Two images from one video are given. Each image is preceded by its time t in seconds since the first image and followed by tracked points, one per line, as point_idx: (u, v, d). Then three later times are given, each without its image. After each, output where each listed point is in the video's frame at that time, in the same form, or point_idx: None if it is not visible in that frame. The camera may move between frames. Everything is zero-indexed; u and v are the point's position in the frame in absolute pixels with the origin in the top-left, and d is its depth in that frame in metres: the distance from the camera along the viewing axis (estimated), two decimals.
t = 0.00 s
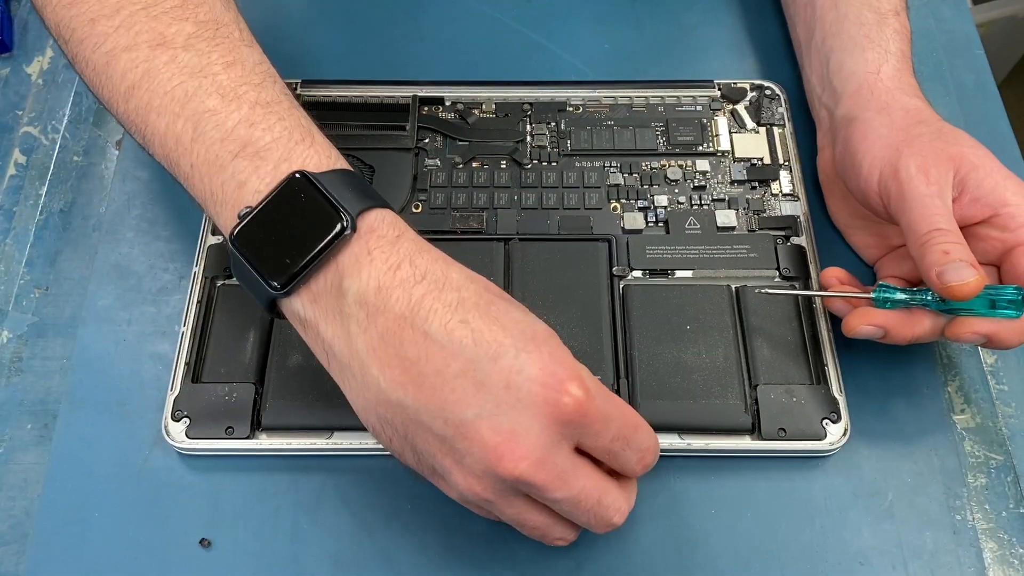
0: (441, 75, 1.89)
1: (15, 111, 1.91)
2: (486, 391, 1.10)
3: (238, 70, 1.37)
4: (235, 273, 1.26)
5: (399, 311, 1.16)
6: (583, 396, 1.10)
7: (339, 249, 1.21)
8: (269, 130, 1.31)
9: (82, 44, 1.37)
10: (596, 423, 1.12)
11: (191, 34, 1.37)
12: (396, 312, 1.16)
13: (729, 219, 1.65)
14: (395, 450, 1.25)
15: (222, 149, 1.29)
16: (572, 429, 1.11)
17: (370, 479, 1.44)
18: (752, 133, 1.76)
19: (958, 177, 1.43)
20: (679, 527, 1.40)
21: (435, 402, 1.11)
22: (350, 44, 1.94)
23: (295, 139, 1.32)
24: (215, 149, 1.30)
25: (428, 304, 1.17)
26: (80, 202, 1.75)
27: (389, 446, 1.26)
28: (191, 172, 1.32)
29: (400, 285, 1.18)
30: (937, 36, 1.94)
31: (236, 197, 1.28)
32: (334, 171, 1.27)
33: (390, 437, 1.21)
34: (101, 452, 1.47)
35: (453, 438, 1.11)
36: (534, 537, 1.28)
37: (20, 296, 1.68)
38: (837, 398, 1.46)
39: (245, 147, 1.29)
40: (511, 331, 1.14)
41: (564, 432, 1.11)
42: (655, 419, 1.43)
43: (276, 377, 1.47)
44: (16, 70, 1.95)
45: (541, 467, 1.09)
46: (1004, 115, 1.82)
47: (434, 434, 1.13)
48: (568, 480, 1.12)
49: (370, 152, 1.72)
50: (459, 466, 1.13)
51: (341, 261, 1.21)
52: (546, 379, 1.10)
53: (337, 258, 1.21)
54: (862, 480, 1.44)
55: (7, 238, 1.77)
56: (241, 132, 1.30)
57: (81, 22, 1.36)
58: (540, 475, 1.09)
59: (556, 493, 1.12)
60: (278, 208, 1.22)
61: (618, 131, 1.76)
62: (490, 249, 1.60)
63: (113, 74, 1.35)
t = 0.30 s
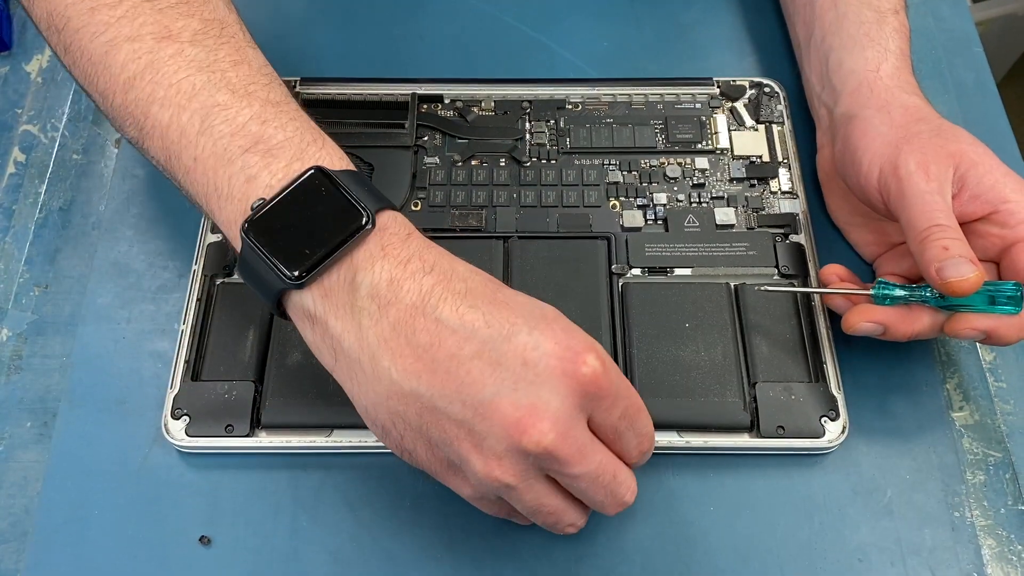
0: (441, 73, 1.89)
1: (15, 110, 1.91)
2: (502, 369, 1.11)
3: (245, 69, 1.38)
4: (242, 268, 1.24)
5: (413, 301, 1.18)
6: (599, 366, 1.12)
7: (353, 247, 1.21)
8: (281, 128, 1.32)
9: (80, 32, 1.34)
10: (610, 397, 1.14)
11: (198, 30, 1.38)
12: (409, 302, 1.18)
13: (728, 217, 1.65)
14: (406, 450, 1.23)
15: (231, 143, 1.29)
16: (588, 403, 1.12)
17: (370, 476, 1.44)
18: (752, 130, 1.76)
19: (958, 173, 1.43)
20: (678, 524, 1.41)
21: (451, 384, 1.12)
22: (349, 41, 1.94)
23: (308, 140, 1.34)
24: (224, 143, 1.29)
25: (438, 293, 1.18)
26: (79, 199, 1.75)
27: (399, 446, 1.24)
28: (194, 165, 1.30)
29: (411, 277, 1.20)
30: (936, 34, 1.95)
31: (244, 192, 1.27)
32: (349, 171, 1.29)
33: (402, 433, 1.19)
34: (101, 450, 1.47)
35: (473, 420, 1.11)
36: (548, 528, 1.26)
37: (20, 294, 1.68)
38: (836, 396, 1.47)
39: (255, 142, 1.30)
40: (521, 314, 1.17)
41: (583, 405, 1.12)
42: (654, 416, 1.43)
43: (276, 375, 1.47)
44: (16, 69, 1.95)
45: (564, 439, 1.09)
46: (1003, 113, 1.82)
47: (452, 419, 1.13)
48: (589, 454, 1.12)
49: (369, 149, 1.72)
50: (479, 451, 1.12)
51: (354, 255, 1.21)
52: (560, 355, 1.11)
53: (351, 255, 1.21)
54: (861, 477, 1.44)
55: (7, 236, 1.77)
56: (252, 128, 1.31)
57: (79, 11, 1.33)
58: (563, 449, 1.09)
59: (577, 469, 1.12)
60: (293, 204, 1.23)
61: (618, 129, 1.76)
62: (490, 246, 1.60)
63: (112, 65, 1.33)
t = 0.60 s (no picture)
0: (440, 72, 1.89)
1: (14, 108, 1.91)
2: (485, 375, 1.12)
3: (242, 86, 1.39)
4: (238, 290, 1.26)
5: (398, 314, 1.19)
6: (580, 367, 1.12)
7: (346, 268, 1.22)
8: (276, 147, 1.33)
9: (80, 46, 1.33)
10: (593, 397, 1.14)
11: (195, 47, 1.37)
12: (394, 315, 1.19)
13: (727, 214, 1.65)
14: (401, 458, 1.24)
15: (228, 163, 1.30)
16: (572, 403, 1.12)
17: (370, 475, 1.44)
18: (751, 128, 1.76)
19: (956, 172, 1.43)
20: (678, 522, 1.41)
21: (437, 393, 1.12)
22: (348, 40, 1.94)
23: (303, 159, 1.34)
24: (221, 163, 1.30)
25: (423, 307, 1.19)
26: (79, 198, 1.74)
27: (394, 456, 1.24)
28: (191, 183, 1.31)
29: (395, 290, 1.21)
30: (936, 31, 1.94)
31: (241, 212, 1.28)
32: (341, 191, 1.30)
33: (396, 442, 1.20)
34: (101, 448, 1.47)
35: (459, 427, 1.12)
36: (549, 531, 1.26)
37: (20, 292, 1.68)
38: (835, 394, 1.47)
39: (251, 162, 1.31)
40: (503, 321, 1.17)
41: (566, 406, 1.12)
42: (654, 414, 1.43)
43: (275, 373, 1.47)
44: (15, 67, 1.95)
45: (549, 440, 1.09)
46: (1003, 110, 1.82)
47: (441, 426, 1.13)
48: (575, 455, 1.11)
49: (369, 148, 1.72)
50: (469, 457, 1.13)
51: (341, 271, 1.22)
52: (541, 360, 1.12)
53: (342, 276, 1.22)
54: (860, 475, 1.44)
55: (6, 235, 1.77)
56: (249, 148, 1.32)
57: (78, 26, 1.33)
58: (549, 450, 1.09)
59: (566, 469, 1.12)
60: (287, 227, 1.24)
61: (617, 127, 1.76)
62: (489, 245, 1.60)
63: (111, 81, 1.33)
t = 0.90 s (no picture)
0: (439, 71, 1.89)
1: (13, 109, 1.93)
2: (478, 336, 1.15)
3: (230, 91, 1.39)
4: (231, 288, 1.25)
5: (391, 298, 1.21)
6: (570, 321, 1.15)
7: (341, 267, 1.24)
8: (267, 150, 1.33)
9: (64, 52, 1.33)
10: (586, 348, 1.16)
11: (182, 53, 1.38)
12: (387, 299, 1.21)
13: (726, 214, 1.65)
14: (401, 448, 1.23)
15: (219, 166, 1.30)
16: (567, 356, 1.14)
17: (367, 475, 1.44)
18: (750, 128, 1.76)
19: (955, 170, 1.44)
20: (676, 521, 1.41)
21: (434, 363, 1.14)
22: (346, 39, 1.94)
23: (291, 163, 1.35)
24: (210, 165, 1.30)
25: (415, 291, 1.22)
26: (77, 198, 1.75)
27: (394, 445, 1.24)
28: (181, 186, 1.31)
29: (386, 276, 1.24)
30: (934, 30, 1.94)
31: (233, 214, 1.28)
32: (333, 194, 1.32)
33: (396, 427, 1.20)
34: (99, 448, 1.47)
35: (459, 393, 1.13)
36: (561, 498, 1.22)
37: (18, 292, 1.68)
38: (834, 393, 1.47)
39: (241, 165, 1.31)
40: (490, 293, 1.21)
41: (563, 358, 1.14)
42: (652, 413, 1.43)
43: (274, 373, 1.47)
44: (14, 67, 1.96)
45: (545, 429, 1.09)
46: (1001, 109, 1.82)
47: (441, 397, 1.14)
48: (577, 405, 1.11)
49: (367, 147, 1.72)
50: (472, 424, 1.14)
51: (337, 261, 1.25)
52: (531, 319, 1.15)
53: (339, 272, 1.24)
54: (858, 474, 1.44)
55: (5, 234, 1.78)
56: (239, 150, 1.32)
57: (63, 31, 1.33)
58: (549, 398, 1.10)
59: (571, 418, 1.11)
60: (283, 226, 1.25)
61: (615, 127, 1.76)
62: (488, 244, 1.60)
63: (98, 86, 1.32)
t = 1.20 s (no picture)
0: (440, 69, 1.89)
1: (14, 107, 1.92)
2: (501, 314, 1.13)
3: (209, 84, 1.37)
4: (227, 275, 1.19)
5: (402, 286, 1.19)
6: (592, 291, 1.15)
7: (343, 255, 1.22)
8: (253, 143, 1.31)
9: (25, 36, 1.25)
10: (608, 320, 1.16)
11: (157, 44, 1.35)
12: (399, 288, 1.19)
13: (727, 212, 1.65)
14: (419, 442, 1.18)
15: (204, 155, 1.27)
16: (592, 326, 1.14)
17: (368, 473, 1.44)
18: (751, 126, 1.76)
19: (961, 167, 1.43)
20: (677, 520, 1.41)
21: (460, 345, 1.12)
22: (348, 37, 1.93)
23: (280, 156, 1.33)
24: (195, 154, 1.26)
25: (424, 280, 1.21)
26: (77, 196, 1.74)
27: (412, 441, 1.19)
28: (160, 176, 1.25)
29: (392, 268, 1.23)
30: (936, 28, 1.94)
31: (220, 203, 1.24)
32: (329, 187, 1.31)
33: (416, 418, 1.16)
34: (100, 446, 1.47)
35: (491, 373, 1.10)
36: (582, 479, 1.23)
37: (18, 289, 1.67)
38: (835, 391, 1.47)
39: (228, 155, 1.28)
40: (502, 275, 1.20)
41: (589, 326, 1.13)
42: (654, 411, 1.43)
43: (275, 370, 1.47)
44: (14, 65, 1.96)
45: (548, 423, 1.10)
46: (1002, 107, 1.82)
47: (469, 379, 1.12)
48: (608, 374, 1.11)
49: (367, 145, 1.72)
50: (506, 406, 1.11)
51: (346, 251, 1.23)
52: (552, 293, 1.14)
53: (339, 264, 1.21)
54: (859, 472, 1.44)
55: (4, 232, 1.77)
56: (226, 142, 1.29)
57: (26, 15, 1.25)
58: (585, 368, 1.08)
59: (605, 390, 1.11)
60: (281, 214, 1.22)
61: (616, 125, 1.75)
62: (489, 242, 1.60)
63: (64, 72, 1.25)
